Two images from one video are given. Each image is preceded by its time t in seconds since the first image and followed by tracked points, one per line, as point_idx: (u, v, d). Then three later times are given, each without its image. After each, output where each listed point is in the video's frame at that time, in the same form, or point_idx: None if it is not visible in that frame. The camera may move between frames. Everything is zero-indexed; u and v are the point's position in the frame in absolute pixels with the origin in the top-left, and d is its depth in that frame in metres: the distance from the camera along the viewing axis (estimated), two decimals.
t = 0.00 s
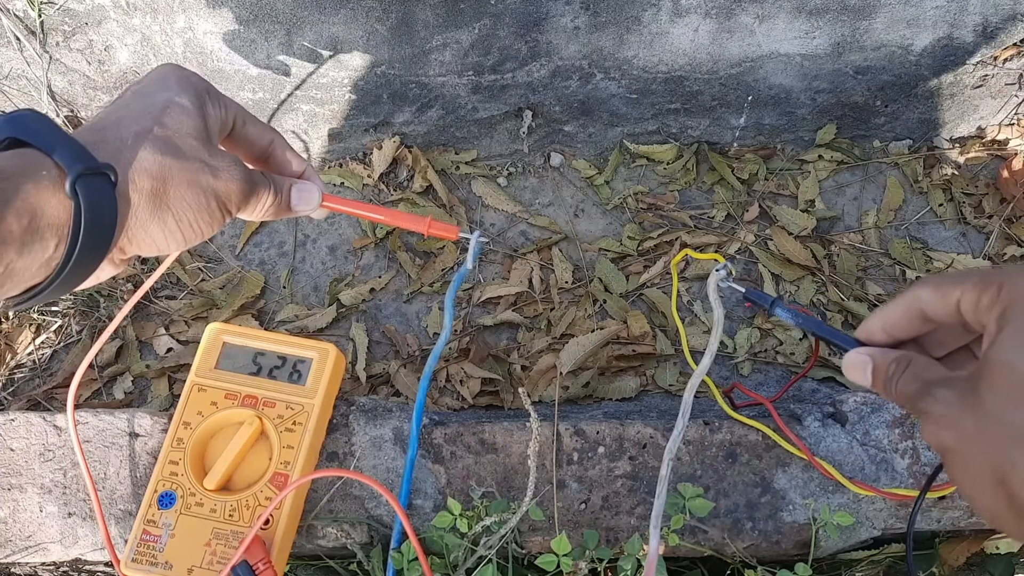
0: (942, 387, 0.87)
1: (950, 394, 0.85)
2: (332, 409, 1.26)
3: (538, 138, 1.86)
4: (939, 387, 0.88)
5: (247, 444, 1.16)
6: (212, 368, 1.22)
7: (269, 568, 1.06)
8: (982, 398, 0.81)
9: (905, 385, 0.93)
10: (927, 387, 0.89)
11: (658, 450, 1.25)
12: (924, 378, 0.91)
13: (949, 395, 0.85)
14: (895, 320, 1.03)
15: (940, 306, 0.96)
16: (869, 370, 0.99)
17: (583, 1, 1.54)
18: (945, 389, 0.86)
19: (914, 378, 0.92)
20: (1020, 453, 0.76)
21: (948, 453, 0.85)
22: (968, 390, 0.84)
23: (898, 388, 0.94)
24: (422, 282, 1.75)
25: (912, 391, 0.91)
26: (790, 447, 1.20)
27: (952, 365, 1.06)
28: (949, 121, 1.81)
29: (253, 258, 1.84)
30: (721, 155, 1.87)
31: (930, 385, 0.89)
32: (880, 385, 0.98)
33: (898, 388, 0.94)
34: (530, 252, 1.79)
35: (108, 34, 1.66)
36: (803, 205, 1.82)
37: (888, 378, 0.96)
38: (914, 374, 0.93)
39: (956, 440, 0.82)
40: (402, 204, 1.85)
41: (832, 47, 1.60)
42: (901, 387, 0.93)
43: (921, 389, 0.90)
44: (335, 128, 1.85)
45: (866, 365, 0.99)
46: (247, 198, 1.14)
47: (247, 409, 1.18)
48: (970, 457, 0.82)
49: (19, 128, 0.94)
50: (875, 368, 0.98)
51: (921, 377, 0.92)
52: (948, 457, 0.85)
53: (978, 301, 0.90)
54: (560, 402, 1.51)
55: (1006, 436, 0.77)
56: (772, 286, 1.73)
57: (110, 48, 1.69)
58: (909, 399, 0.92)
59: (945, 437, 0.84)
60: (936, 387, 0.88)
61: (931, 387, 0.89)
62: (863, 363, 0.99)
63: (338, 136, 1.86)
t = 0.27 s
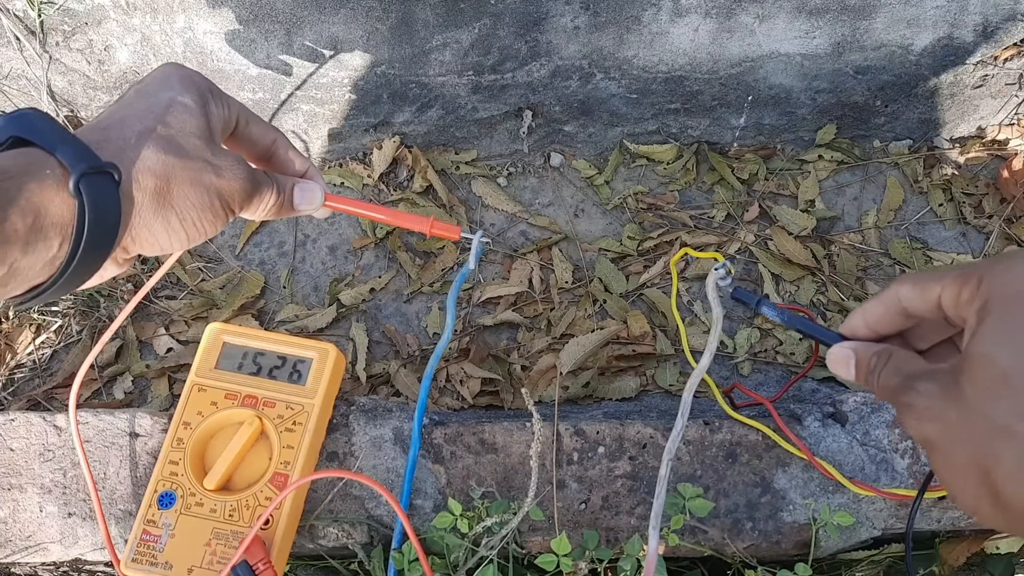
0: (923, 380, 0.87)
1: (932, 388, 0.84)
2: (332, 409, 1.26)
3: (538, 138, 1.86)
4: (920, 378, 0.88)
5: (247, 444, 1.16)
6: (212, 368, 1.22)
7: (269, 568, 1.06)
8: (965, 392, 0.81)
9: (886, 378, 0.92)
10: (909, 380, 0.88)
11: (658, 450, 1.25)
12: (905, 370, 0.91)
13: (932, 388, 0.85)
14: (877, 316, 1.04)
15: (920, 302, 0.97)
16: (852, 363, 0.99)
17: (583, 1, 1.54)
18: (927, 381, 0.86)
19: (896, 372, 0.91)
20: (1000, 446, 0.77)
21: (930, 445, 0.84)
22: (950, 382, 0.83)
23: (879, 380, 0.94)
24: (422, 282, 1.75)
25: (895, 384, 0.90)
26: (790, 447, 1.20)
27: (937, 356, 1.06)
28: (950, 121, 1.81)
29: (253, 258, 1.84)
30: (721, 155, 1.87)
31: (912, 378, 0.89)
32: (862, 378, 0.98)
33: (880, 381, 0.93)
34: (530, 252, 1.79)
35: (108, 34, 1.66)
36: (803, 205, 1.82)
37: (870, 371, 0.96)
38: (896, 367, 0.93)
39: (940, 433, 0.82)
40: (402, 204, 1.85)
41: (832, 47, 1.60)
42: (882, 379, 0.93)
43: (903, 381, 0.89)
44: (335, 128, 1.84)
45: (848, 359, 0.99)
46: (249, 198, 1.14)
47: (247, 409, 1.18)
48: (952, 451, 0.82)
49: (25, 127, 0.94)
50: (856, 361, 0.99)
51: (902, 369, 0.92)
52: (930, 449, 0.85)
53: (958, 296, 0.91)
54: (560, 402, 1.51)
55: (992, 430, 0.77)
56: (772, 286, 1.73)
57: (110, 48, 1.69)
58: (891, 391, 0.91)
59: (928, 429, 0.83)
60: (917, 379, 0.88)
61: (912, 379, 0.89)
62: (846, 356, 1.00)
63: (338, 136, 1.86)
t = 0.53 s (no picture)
0: (954, 387, 0.87)
1: (963, 394, 0.84)
2: (332, 409, 1.26)
3: (538, 138, 1.86)
4: (950, 385, 0.87)
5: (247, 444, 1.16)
6: (212, 368, 1.22)
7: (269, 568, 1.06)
8: (998, 398, 0.80)
9: (916, 384, 0.92)
10: (939, 386, 0.88)
11: (658, 450, 1.25)
12: (935, 377, 0.91)
13: (962, 394, 0.85)
14: (905, 321, 1.03)
15: (951, 306, 0.96)
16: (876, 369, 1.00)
17: (583, 1, 1.54)
18: (958, 387, 0.86)
19: (926, 377, 0.92)
20: None
21: (960, 452, 0.84)
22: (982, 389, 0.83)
23: (909, 387, 0.94)
24: (422, 282, 1.75)
25: (924, 391, 0.90)
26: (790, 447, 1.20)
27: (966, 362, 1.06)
28: (950, 121, 1.81)
29: (253, 258, 1.84)
30: (721, 155, 1.87)
31: (941, 385, 0.89)
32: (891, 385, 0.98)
33: (909, 388, 0.93)
34: (530, 252, 1.79)
35: (108, 34, 1.66)
36: (803, 205, 1.82)
37: (898, 378, 0.96)
38: (925, 374, 0.93)
39: (970, 440, 0.82)
40: (402, 204, 1.85)
41: (832, 47, 1.60)
42: (913, 386, 0.93)
43: (933, 388, 0.89)
44: (335, 128, 1.84)
45: (875, 366, 0.99)
46: (247, 197, 1.14)
47: (246, 409, 1.18)
48: (985, 456, 0.81)
49: (24, 127, 0.94)
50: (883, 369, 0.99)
51: (933, 376, 0.91)
52: (960, 457, 0.84)
53: (991, 300, 0.91)
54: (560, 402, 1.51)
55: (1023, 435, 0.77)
56: (772, 286, 1.73)
57: (110, 48, 1.69)
58: (920, 398, 0.91)
59: (957, 436, 0.83)
60: (948, 385, 0.88)
61: (943, 386, 0.88)
62: (870, 363, 1.00)
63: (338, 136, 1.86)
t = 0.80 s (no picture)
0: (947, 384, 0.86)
1: (957, 392, 0.84)
2: (332, 409, 1.26)
3: (538, 138, 1.86)
4: (944, 383, 0.87)
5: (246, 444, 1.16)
6: (212, 368, 1.22)
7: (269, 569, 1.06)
8: (992, 394, 0.80)
9: (909, 381, 0.92)
10: (932, 383, 0.88)
11: (658, 450, 1.25)
12: (928, 375, 0.90)
13: (956, 392, 0.84)
14: (899, 318, 1.03)
15: (946, 303, 0.97)
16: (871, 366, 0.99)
17: (583, 1, 1.55)
18: (952, 385, 0.85)
19: (919, 375, 0.91)
20: None
21: (955, 450, 0.84)
22: (975, 387, 0.83)
23: (901, 384, 0.93)
24: (422, 282, 1.75)
25: (917, 388, 0.90)
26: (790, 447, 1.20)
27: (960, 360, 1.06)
28: (950, 121, 1.81)
29: (253, 258, 1.84)
30: (721, 155, 1.87)
31: (935, 382, 0.88)
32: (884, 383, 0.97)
33: (901, 385, 0.93)
34: (530, 252, 1.79)
35: (108, 34, 1.66)
36: (803, 205, 1.82)
37: (891, 375, 0.95)
38: (918, 371, 0.92)
39: (964, 438, 0.81)
40: (402, 204, 1.85)
41: (832, 47, 1.60)
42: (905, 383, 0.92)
43: (925, 386, 0.89)
44: (335, 128, 1.84)
45: (870, 363, 0.99)
46: (251, 197, 1.14)
47: (247, 409, 1.18)
48: (978, 454, 0.81)
49: (28, 128, 0.95)
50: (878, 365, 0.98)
51: (925, 373, 0.91)
52: (954, 455, 0.84)
53: (988, 297, 0.91)
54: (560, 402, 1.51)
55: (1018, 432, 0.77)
56: (772, 286, 1.73)
57: (110, 48, 1.69)
58: (913, 396, 0.91)
59: (952, 435, 0.83)
60: (941, 383, 0.87)
61: (936, 383, 0.88)
62: (867, 361, 0.99)
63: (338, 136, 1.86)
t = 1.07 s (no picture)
0: (920, 372, 0.86)
1: (930, 380, 0.84)
2: (332, 409, 1.26)
3: (538, 138, 1.86)
4: (917, 371, 0.87)
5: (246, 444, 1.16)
6: (212, 368, 1.22)
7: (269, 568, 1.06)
8: (962, 380, 0.80)
9: (882, 370, 0.92)
10: (905, 372, 0.88)
11: (658, 450, 1.25)
12: (902, 363, 0.90)
13: (928, 380, 0.84)
14: (874, 310, 1.04)
15: (917, 295, 0.97)
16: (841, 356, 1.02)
17: (583, 1, 1.54)
18: (925, 373, 0.85)
19: (891, 364, 0.91)
20: (1000, 437, 0.76)
21: (929, 437, 0.84)
22: (947, 374, 0.83)
23: (875, 372, 0.93)
24: (421, 282, 1.75)
25: (890, 377, 0.90)
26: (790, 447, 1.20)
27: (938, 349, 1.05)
28: (950, 121, 1.81)
29: (253, 258, 1.84)
30: (721, 155, 1.87)
31: (908, 370, 0.88)
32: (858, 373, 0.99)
33: (876, 373, 0.93)
34: (530, 252, 1.79)
35: (108, 34, 1.66)
36: (803, 205, 1.82)
37: (866, 365, 0.95)
38: (891, 360, 0.92)
39: (937, 425, 0.82)
40: (402, 204, 1.85)
41: (832, 47, 1.60)
42: (879, 371, 0.92)
43: (899, 374, 0.89)
44: (335, 128, 1.84)
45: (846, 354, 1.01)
46: (251, 197, 1.14)
47: (247, 409, 1.18)
48: (951, 442, 0.81)
49: (29, 127, 0.95)
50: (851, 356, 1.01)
51: (899, 362, 0.91)
52: (929, 441, 0.85)
53: (956, 287, 0.90)
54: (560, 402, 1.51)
55: (989, 419, 0.77)
56: (772, 286, 1.73)
57: (110, 48, 1.69)
58: (886, 384, 0.91)
59: (926, 422, 0.83)
60: (914, 371, 0.87)
61: (908, 372, 0.88)
62: (840, 349, 1.02)
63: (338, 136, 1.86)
